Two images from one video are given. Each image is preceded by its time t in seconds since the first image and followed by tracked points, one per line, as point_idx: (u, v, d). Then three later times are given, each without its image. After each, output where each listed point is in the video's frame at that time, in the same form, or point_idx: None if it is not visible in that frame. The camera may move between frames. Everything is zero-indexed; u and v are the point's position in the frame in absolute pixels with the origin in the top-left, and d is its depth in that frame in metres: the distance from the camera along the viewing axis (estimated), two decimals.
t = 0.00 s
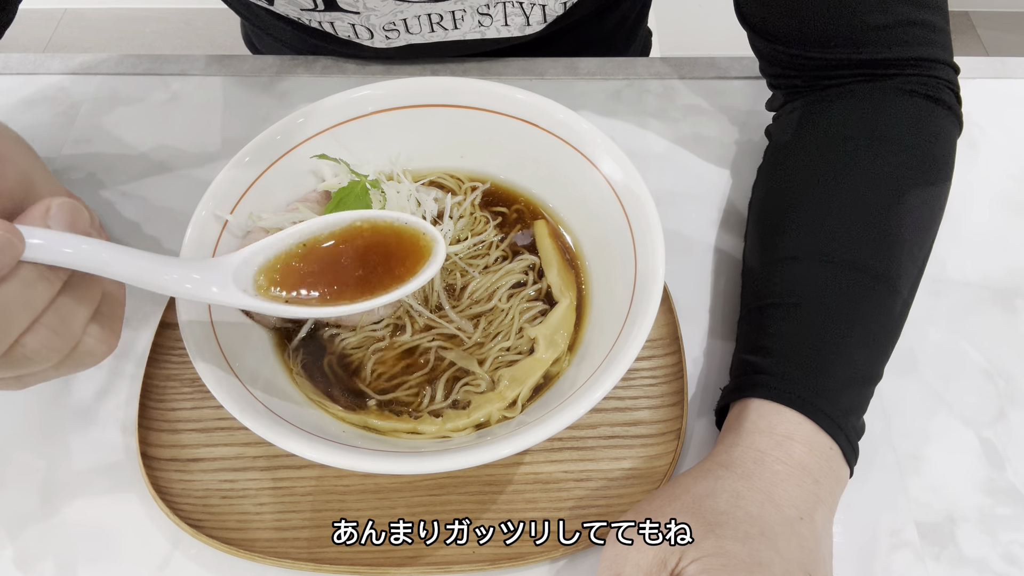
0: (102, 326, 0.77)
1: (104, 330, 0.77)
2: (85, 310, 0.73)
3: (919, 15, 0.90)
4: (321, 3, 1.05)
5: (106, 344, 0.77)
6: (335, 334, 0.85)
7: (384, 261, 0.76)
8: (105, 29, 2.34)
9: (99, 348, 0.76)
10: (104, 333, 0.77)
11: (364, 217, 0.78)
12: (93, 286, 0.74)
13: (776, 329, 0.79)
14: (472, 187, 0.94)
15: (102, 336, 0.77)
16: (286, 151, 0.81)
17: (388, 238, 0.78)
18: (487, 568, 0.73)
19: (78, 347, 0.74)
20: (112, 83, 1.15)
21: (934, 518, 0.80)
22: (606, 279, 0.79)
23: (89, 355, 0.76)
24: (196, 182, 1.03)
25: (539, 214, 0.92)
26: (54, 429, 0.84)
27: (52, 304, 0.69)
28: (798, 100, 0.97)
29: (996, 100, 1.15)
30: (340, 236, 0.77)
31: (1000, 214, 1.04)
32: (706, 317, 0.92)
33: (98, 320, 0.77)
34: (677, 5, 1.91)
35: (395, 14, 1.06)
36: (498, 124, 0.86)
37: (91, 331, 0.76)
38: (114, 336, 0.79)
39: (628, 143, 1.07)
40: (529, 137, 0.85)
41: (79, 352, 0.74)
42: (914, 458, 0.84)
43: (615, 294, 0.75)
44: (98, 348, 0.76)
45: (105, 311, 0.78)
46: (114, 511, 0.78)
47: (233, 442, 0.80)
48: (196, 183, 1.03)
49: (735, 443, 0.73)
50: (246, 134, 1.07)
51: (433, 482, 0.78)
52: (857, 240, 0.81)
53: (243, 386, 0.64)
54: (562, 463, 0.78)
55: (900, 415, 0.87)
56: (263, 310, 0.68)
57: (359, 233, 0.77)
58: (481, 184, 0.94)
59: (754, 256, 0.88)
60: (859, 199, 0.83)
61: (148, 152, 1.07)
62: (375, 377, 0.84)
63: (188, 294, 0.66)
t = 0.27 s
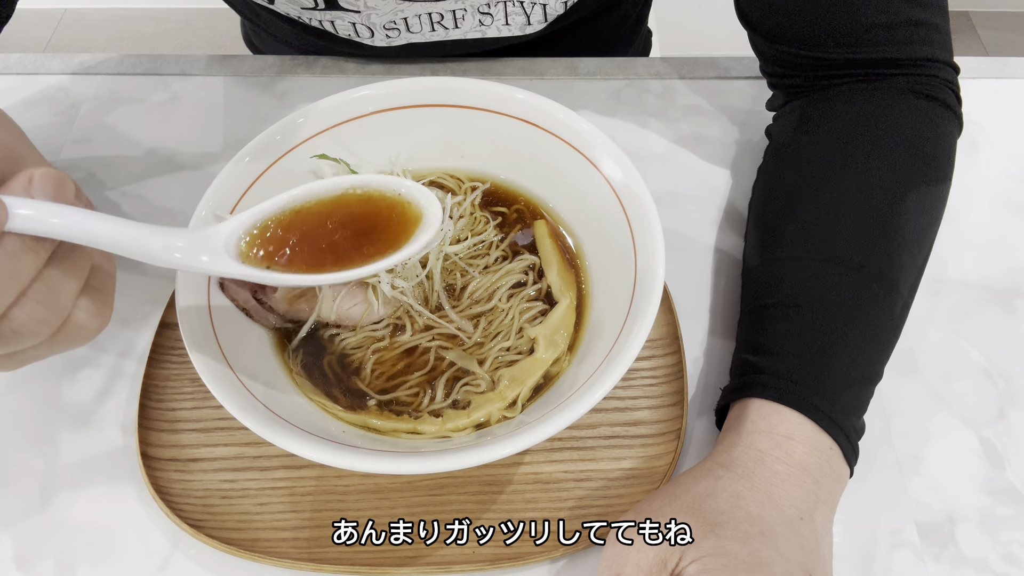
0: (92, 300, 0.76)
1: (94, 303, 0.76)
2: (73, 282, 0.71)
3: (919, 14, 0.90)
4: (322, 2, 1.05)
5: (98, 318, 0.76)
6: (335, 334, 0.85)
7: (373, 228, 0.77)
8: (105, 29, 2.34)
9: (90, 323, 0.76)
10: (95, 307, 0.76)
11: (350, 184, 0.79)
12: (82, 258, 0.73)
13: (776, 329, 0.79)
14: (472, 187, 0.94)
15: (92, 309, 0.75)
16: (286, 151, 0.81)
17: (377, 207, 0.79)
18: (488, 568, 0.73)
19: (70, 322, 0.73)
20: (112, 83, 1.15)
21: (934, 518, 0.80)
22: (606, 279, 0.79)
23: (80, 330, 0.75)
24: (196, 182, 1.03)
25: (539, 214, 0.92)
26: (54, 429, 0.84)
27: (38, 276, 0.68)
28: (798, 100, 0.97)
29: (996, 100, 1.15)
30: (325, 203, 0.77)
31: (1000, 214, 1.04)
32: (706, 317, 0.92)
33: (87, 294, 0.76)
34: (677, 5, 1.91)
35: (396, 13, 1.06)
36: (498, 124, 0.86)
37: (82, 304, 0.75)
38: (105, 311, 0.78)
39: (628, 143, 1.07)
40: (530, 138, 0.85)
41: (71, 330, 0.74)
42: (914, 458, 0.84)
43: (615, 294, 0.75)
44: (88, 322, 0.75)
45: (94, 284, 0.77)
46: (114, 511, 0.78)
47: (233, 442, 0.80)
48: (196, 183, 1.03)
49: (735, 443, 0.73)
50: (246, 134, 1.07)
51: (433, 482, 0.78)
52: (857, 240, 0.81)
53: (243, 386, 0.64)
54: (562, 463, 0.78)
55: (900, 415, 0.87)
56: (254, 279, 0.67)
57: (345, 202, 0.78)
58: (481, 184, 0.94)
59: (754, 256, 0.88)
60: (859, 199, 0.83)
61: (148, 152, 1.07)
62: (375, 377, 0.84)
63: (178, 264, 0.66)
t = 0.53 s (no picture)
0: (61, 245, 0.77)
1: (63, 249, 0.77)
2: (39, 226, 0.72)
3: (919, 14, 0.90)
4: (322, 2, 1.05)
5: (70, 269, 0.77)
6: (335, 335, 0.85)
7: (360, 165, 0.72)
8: (105, 29, 2.33)
9: (63, 272, 0.77)
10: (63, 254, 0.76)
11: (332, 117, 0.74)
12: (45, 199, 0.73)
13: (776, 330, 0.79)
14: (472, 187, 0.94)
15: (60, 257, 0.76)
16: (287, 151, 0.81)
17: (362, 141, 0.73)
18: (488, 568, 0.73)
19: (39, 270, 0.74)
20: (112, 83, 1.15)
21: (934, 518, 0.80)
22: (606, 279, 0.79)
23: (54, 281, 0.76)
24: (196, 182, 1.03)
25: (539, 214, 0.92)
26: (54, 429, 0.84)
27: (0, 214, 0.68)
28: (798, 100, 0.97)
29: (996, 100, 1.15)
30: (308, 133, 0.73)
31: (1000, 214, 1.04)
32: (706, 317, 0.92)
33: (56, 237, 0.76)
34: (677, 5, 1.91)
35: (395, 14, 1.06)
36: (498, 124, 0.86)
37: (50, 251, 0.75)
38: (76, 259, 0.79)
39: (628, 143, 1.07)
40: (530, 137, 0.85)
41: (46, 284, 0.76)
42: (914, 458, 0.84)
43: (615, 294, 0.75)
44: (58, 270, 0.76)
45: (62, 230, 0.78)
46: (114, 511, 0.78)
47: (233, 442, 0.80)
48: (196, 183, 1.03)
49: (735, 443, 0.73)
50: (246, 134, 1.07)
51: (433, 482, 0.78)
52: (857, 240, 0.81)
53: (243, 386, 0.64)
54: (562, 463, 0.78)
55: (900, 415, 0.87)
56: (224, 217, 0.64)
57: (329, 136, 0.74)
58: (481, 184, 0.94)
59: (754, 256, 0.88)
60: (859, 199, 0.83)
61: (148, 152, 1.07)
62: (375, 377, 0.84)
63: (145, 201, 0.65)
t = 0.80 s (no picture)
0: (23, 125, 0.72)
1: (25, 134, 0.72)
2: None
3: (919, 15, 0.91)
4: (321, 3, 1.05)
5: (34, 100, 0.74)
6: (336, 335, 0.85)
7: (343, 23, 0.73)
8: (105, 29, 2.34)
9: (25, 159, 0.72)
10: (23, 137, 0.71)
11: None
12: None
13: (776, 330, 0.79)
14: (472, 187, 0.94)
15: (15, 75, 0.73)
16: (286, 151, 0.81)
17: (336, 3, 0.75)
18: (487, 568, 0.73)
19: None
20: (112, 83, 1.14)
21: (934, 518, 0.80)
22: (606, 279, 0.79)
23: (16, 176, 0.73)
24: (196, 181, 1.03)
25: (539, 214, 0.92)
26: (54, 429, 0.84)
27: None
28: (798, 100, 0.97)
29: (996, 100, 1.15)
30: (288, 0, 0.75)
31: (1000, 214, 1.04)
32: (706, 317, 0.92)
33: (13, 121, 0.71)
34: (677, 5, 1.91)
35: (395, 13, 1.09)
36: (498, 124, 0.86)
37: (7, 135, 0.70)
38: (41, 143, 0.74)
39: (628, 142, 1.07)
40: (530, 137, 0.85)
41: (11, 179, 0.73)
42: (914, 458, 0.84)
43: (615, 293, 0.75)
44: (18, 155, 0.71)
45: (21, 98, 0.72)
46: (114, 511, 0.78)
47: (233, 442, 0.80)
48: (196, 183, 1.03)
49: (735, 443, 0.73)
50: (246, 134, 1.07)
51: (433, 482, 0.78)
52: (857, 240, 0.81)
53: (242, 386, 0.64)
54: (562, 463, 0.78)
55: (900, 415, 0.87)
56: (193, 79, 0.61)
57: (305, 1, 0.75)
58: (481, 184, 0.94)
59: (755, 256, 0.88)
60: (859, 199, 0.83)
61: (148, 152, 1.07)
62: (375, 377, 0.84)
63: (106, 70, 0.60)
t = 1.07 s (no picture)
0: None
1: None
2: None
3: (919, 15, 0.90)
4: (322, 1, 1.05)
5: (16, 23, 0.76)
6: (336, 335, 0.85)
7: None
8: (105, 29, 2.34)
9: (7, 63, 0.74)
10: None
11: None
12: None
13: (776, 330, 0.79)
14: (472, 187, 0.94)
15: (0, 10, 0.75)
16: (286, 151, 0.81)
17: None
18: (487, 568, 0.73)
19: None
20: (112, 82, 1.15)
21: (934, 518, 0.80)
22: (606, 278, 0.79)
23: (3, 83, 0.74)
24: (196, 181, 1.03)
25: (539, 214, 0.92)
26: (54, 429, 0.84)
27: None
28: (798, 100, 0.97)
29: (996, 100, 1.15)
30: None
31: (1000, 214, 1.04)
32: (706, 317, 0.92)
33: None
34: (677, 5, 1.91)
35: (394, 12, 1.07)
36: (499, 124, 0.86)
37: None
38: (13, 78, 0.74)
39: (628, 142, 1.07)
40: (531, 137, 0.85)
41: None
42: (914, 458, 0.84)
43: (615, 293, 0.75)
44: None
45: None
46: (114, 511, 0.78)
47: (233, 442, 0.80)
48: (196, 183, 1.03)
49: (735, 444, 0.73)
50: (246, 134, 1.07)
51: (433, 482, 0.78)
52: (857, 241, 0.81)
53: (243, 386, 0.64)
54: (562, 463, 0.78)
55: (900, 415, 0.87)
56: None
57: None
58: (481, 184, 0.94)
59: (755, 256, 0.88)
60: (859, 199, 0.83)
61: (148, 152, 1.07)
62: (375, 377, 0.84)
63: None
